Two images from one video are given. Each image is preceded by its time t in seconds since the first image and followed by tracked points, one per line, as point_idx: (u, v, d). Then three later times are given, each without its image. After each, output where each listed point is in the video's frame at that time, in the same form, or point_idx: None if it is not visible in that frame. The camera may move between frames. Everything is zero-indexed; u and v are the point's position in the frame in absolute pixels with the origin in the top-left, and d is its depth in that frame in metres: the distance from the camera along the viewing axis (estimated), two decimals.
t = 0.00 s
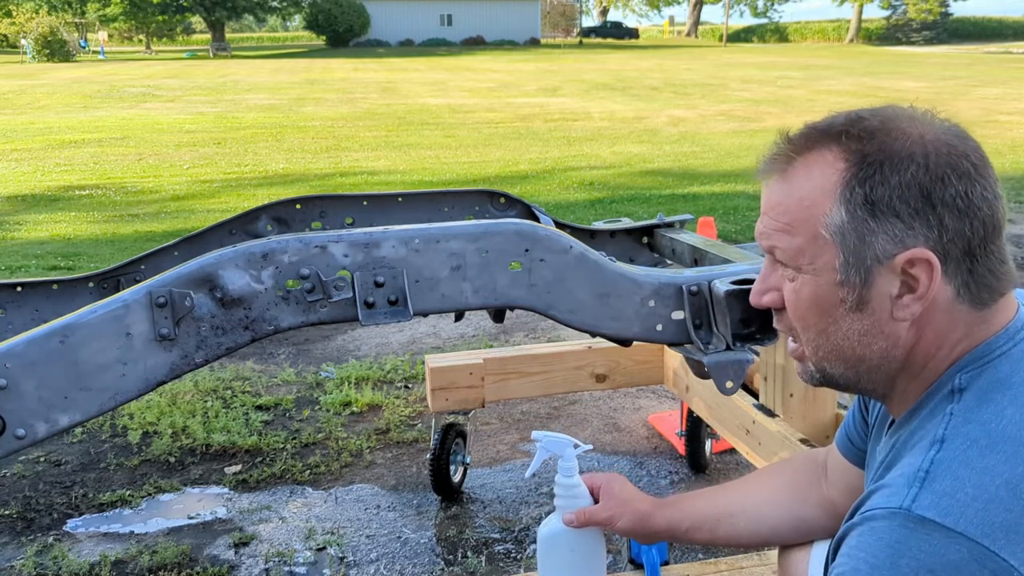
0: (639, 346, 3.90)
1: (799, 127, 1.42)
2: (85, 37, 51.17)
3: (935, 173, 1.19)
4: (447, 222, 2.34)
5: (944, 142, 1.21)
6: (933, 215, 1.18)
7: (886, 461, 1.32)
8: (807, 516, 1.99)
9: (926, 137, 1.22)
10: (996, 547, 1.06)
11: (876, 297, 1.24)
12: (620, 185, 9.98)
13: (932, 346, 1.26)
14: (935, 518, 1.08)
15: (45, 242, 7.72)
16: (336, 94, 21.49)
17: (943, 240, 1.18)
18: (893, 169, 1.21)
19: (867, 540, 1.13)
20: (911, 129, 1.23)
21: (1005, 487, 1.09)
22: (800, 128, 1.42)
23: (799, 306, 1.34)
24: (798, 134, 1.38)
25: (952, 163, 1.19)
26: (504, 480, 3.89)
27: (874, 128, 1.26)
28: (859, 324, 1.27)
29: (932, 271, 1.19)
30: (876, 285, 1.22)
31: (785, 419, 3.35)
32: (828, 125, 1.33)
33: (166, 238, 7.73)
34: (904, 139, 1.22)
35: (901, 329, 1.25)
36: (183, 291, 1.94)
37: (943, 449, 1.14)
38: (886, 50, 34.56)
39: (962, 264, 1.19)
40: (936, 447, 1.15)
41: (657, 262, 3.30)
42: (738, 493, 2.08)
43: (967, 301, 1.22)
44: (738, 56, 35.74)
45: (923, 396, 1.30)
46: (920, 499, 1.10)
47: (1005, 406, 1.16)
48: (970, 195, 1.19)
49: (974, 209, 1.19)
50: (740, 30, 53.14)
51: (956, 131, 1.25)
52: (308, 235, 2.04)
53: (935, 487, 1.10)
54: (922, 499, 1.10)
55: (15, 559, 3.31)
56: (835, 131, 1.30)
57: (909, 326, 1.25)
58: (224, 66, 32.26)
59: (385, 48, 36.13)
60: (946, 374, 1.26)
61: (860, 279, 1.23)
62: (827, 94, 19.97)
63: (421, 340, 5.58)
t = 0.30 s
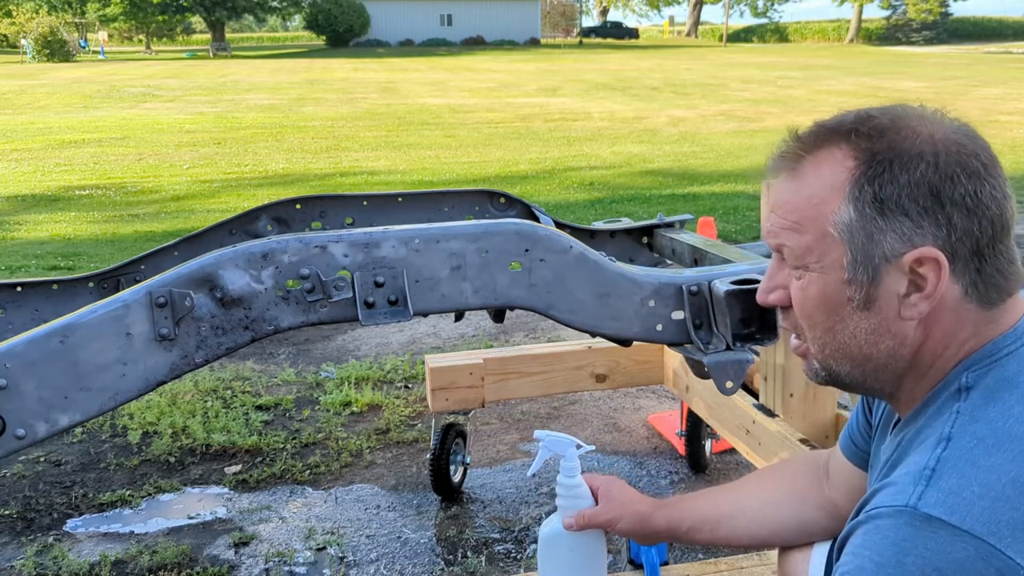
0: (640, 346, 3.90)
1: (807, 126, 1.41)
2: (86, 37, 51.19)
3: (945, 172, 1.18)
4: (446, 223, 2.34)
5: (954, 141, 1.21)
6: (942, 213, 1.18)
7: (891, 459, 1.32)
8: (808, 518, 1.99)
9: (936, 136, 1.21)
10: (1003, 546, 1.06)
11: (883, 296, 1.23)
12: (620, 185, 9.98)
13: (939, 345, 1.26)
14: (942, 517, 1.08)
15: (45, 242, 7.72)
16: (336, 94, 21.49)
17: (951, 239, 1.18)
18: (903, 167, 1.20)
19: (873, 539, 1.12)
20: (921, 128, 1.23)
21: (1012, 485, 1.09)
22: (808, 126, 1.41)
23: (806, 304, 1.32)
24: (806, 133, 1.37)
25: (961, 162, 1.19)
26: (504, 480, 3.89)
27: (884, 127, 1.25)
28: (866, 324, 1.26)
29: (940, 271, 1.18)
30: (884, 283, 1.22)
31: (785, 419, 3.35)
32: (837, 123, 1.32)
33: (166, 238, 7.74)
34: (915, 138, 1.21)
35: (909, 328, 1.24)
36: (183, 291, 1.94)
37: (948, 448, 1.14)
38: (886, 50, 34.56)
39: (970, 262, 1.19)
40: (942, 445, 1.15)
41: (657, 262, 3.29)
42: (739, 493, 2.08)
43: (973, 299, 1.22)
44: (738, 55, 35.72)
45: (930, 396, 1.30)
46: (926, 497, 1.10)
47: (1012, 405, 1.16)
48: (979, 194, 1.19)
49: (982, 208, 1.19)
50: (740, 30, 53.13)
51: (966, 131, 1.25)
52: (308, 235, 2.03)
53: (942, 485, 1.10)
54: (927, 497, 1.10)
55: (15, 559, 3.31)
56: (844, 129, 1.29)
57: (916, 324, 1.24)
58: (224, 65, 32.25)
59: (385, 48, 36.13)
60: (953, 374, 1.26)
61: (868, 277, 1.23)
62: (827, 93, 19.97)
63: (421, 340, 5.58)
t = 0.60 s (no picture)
0: (640, 346, 3.90)
1: (805, 130, 1.41)
2: (85, 38, 51.18)
3: (947, 177, 1.18)
4: (446, 223, 2.34)
5: (954, 143, 1.21)
6: (947, 218, 1.18)
7: (895, 463, 1.32)
8: (809, 518, 1.99)
9: (938, 139, 1.21)
10: (1010, 552, 1.06)
11: (889, 303, 1.23)
12: (620, 185, 9.98)
13: (946, 348, 1.26)
14: (948, 523, 1.08)
15: (45, 242, 7.72)
16: (336, 94, 21.49)
17: (957, 243, 1.18)
18: (906, 173, 1.20)
19: (877, 544, 1.12)
20: (921, 131, 1.23)
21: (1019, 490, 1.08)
22: (806, 130, 1.41)
23: (811, 311, 1.32)
24: (805, 138, 1.37)
25: (963, 165, 1.19)
26: (504, 480, 3.89)
27: (885, 131, 1.25)
28: (872, 330, 1.26)
29: (946, 277, 1.18)
30: (890, 291, 1.22)
31: (785, 419, 3.35)
32: (836, 127, 1.32)
33: (166, 238, 7.74)
34: (916, 143, 1.21)
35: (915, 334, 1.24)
36: (183, 291, 1.94)
37: (954, 453, 1.14)
38: (886, 50, 34.56)
39: (975, 266, 1.19)
40: (947, 450, 1.15)
41: (657, 262, 3.29)
42: (739, 492, 2.08)
43: (979, 303, 1.22)
44: (739, 55, 35.72)
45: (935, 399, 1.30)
46: (930, 502, 1.10)
47: (1018, 409, 1.15)
48: (982, 197, 1.19)
49: (984, 211, 1.19)
50: (741, 30, 53.12)
51: (965, 131, 1.24)
52: (308, 235, 2.04)
53: (947, 491, 1.10)
54: (933, 503, 1.10)
55: (15, 559, 3.31)
56: (844, 134, 1.29)
57: (923, 330, 1.24)
58: (224, 65, 32.25)
59: (385, 48, 36.14)
60: (957, 376, 1.26)
61: (874, 284, 1.23)
62: (826, 94, 19.97)
63: (421, 340, 5.58)
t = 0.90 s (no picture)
0: (639, 346, 3.90)
1: (813, 127, 1.40)
2: (85, 37, 51.17)
3: (962, 176, 1.18)
4: (446, 222, 2.34)
5: (967, 144, 1.21)
6: (960, 218, 1.17)
7: (895, 464, 1.32)
8: (812, 517, 1.99)
9: (951, 138, 1.21)
10: (1009, 556, 1.06)
11: (900, 302, 1.23)
12: (620, 185, 9.98)
13: (952, 350, 1.26)
14: (946, 527, 1.08)
15: (45, 242, 7.72)
16: (336, 94, 21.49)
17: (969, 244, 1.18)
18: (919, 172, 1.19)
19: (877, 547, 1.13)
20: (937, 129, 1.22)
21: (1018, 494, 1.08)
22: (814, 126, 1.40)
23: (818, 311, 1.32)
24: (815, 134, 1.36)
25: (978, 166, 1.19)
26: (504, 480, 3.89)
27: (899, 129, 1.24)
28: (880, 330, 1.26)
29: (958, 277, 1.18)
30: (900, 290, 1.22)
31: (785, 419, 3.35)
32: (849, 123, 1.31)
33: (166, 238, 7.73)
34: (930, 142, 1.21)
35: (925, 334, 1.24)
36: (183, 291, 1.94)
37: (953, 456, 1.14)
38: (886, 50, 34.59)
39: (985, 267, 1.19)
40: (947, 453, 1.15)
41: (657, 262, 3.29)
42: (741, 492, 2.08)
43: (988, 304, 1.23)
44: (739, 55, 35.72)
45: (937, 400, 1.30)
46: (930, 505, 1.10)
47: (1019, 411, 1.15)
48: (995, 197, 1.19)
49: (996, 211, 1.19)
50: (741, 30, 53.12)
51: (978, 132, 1.24)
52: (308, 235, 2.04)
53: (946, 494, 1.10)
54: (932, 506, 1.10)
55: (15, 559, 3.31)
56: (857, 131, 1.28)
57: (932, 330, 1.24)
58: (224, 66, 32.23)
59: (385, 48, 36.15)
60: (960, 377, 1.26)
61: (884, 284, 1.22)
62: (827, 94, 19.96)
63: (421, 340, 5.58)
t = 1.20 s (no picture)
0: (640, 346, 3.90)
1: (813, 128, 1.40)
2: (86, 37, 51.18)
3: (965, 180, 1.18)
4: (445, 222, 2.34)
5: (970, 146, 1.21)
6: (963, 222, 1.17)
7: (897, 466, 1.31)
8: (814, 517, 1.99)
9: (954, 141, 1.21)
10: (1010, 559, 1.05)
11: (902, 306, 1.22)
12: (620, 185, 9.98)
13: (953, 353, 1.26)
14: (947, 529, 1.07)
15: (45, 242, 7.72)
16: (336, 94, 21.50)
17: (972, 247, 1.18)
18: (923, 176, 1.19)
19: (877, 549, 1.12)
20: (941, 132, 1.22)
21: (1019, 497, 1.08)
22: (814, 128, 1.40)
23: (819, 315, 1.31)
24: (816, 135, 1.35)
25: (980, 169, 1.19)
26: (504, 480, 3.89)
27: (901, 131, 1.24)
28: (881, 334, 1.26)
29: (961, 281, 1.18)
30: (903, 294, 1.21)
31: (785, 419, 3.35)
32: (851, 124, 1.31)
33: (166, 238, 7.74)
34: (933, 144, 1.21)
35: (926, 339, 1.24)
36: (183, 291, 1.94)
37: (954, 459, 1.14)
38: (886, 50, 34.60)
39: (988, 270, 1.19)
40: (948, 456, 1.15)
41: (657, 262, 3.29)
42: (743, 492, 2.08)
43: (989, 307, 1.23)
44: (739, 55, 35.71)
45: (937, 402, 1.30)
46: (931, 508, 1.10)
47: (1020, 414, 1.15)
48: (996, 199, 1.19)
49: (999, 214, 1.19)
50: (741, 30, 53.09)
51: (979, 134, 1.25)
52: (308, 235, 2.04)
53: (948, 497, 1.10)
54: (933, 509, 1.10)
55: (15, 558, 3.31)
56: (859, 133, 1.28)
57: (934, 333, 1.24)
58: (225, 66, 32.24)
59: (385, 48, 36.16)
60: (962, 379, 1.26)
61: (888, 288, 1.22)
62: (827, 94, 19.95)
63: (421, 340, 5.58)
